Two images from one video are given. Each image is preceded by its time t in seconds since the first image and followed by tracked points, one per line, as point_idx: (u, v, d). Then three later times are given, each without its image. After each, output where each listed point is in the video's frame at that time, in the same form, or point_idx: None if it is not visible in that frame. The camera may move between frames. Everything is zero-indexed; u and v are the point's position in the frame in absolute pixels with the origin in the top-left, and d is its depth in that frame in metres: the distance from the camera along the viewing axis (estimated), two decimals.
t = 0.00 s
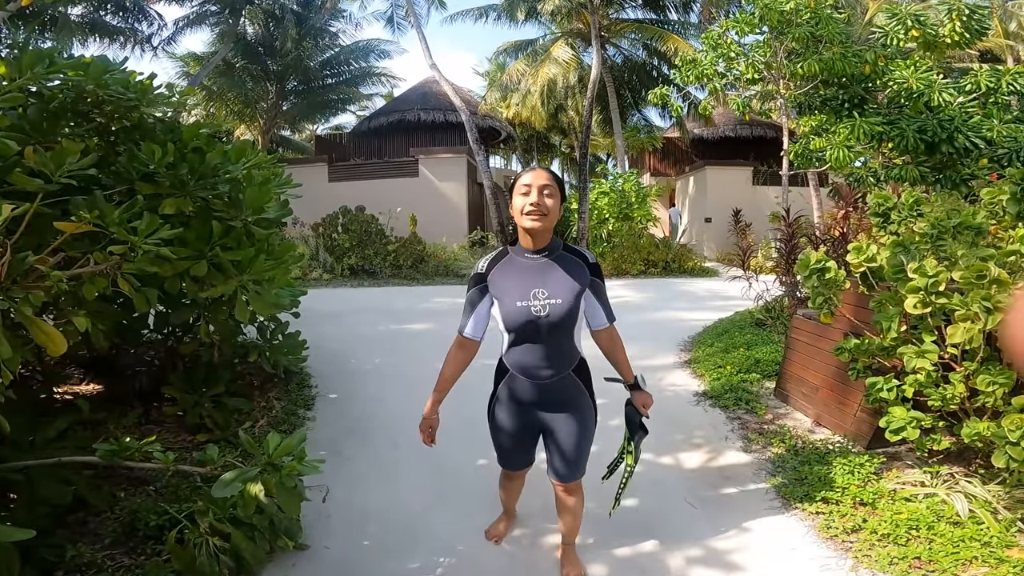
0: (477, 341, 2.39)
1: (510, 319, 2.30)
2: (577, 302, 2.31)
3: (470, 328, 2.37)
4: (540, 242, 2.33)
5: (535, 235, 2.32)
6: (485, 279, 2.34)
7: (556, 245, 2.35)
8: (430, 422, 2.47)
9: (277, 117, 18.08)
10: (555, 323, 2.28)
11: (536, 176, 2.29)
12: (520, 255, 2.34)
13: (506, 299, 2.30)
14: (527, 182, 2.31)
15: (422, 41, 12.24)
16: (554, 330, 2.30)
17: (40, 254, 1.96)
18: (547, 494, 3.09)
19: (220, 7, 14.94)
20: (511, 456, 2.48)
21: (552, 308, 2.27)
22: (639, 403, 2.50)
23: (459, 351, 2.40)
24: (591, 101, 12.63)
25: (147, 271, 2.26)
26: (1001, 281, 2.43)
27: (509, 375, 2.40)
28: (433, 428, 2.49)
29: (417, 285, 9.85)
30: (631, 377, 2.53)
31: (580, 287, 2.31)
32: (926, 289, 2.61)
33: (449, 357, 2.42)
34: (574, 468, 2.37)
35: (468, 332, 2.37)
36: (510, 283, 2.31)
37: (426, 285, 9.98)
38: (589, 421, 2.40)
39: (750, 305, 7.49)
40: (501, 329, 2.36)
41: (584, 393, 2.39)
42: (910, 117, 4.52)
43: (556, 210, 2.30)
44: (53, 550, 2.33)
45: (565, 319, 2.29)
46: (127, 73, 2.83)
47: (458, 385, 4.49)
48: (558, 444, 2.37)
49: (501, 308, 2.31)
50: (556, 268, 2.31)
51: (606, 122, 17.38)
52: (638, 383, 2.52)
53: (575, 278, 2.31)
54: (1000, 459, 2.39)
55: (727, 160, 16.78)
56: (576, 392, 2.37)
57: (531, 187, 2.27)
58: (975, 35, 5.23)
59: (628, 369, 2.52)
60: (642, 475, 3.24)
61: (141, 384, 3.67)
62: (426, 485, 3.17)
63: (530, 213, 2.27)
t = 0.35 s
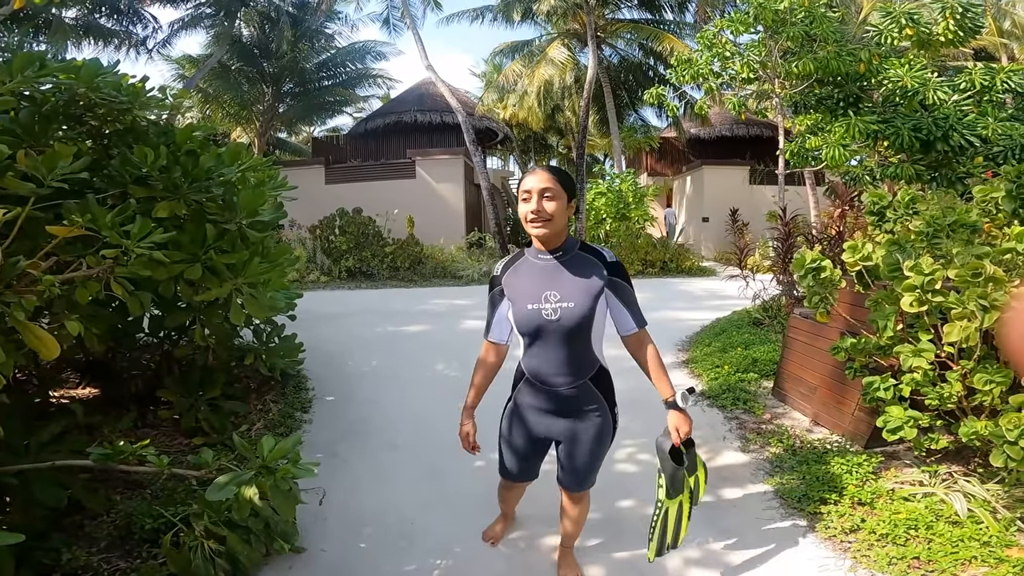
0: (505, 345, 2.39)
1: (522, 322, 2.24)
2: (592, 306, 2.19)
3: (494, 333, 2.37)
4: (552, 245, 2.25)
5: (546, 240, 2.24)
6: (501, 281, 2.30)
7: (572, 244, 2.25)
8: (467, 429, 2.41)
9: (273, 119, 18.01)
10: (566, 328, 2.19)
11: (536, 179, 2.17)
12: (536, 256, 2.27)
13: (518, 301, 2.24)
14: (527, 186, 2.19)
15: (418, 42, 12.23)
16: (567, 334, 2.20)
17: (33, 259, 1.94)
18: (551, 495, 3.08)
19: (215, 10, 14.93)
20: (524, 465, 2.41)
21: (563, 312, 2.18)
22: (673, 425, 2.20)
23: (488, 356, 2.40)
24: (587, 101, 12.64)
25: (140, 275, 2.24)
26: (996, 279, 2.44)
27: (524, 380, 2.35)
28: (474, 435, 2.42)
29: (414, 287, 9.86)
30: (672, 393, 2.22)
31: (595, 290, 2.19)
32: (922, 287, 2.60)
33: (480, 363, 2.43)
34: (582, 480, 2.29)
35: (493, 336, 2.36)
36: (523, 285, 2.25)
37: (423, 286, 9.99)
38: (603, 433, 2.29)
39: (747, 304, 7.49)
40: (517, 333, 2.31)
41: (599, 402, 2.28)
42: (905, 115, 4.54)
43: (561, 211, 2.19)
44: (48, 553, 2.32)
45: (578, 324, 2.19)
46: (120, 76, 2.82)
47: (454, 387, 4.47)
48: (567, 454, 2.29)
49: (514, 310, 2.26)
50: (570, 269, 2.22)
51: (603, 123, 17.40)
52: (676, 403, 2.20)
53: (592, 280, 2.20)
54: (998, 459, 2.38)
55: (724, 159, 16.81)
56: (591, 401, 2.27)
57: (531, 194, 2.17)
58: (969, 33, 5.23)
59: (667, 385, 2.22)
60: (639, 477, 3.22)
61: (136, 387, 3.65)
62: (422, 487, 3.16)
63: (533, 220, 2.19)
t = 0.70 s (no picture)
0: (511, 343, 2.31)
1: (537, 321, 2.19)
2: (610, 308, 2.14)
3: (501, 330, 2.29)
4: (568, 247, 2.20)
5: (563, 244, 2.19)
6: (516, 278, 2.24)
7: (590, 245, 2.20)
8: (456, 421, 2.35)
9: (272, 118, 18.21)
10: (583, 329, 2.14)
11: (551, 184, 2.12)
12: (552, 255, 2.21)
13: (533, 299, 2.19)
14: (542, 191, 2.15)
15: (418, 41, 12.21)
16: (584, 335, 2.15)
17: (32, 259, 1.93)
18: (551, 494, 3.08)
19: (214, 9, 14.90)
20: (528, 470, 2.32)
21: (581, 312, 2.13)
22: (672, 440, 2.09)
23: (493, 355, 2.32)
24: (587, 100, 12.57)
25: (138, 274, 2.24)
26: (996, 277, 2.44)
27: (533, 380, 2.28)
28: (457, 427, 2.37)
29: (415, 286, 9.85)
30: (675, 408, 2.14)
31: (613, 292, 2.14)
32: (922, 285, 2.59)
33: (480, 360, 2.34)
34: (591, 483, 2.25)
35: (499, 333, 2.28)
36: (539, 283, 2.19)
37: (424, 285, 9.98)
38: (614, 436, 2.25)
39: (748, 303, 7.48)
40: (530, 332, 2.25)
41: (610, 406, 2.23)
42: (905, 114, 4.54)
43: (577, 215, 2.14)
44: (48, 553, 2.32)
45: (595, 325, 2.14)
46: (118, 75, 2.81)
47: (454, 387, 4.47)
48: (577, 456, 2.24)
49: (528, 308, 2.20)
50: (588, 269, 2.17)
51: (603, 121, 17.39)
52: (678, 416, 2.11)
53: (610, 281, 2.15)
54: (999, 458, 2.37)
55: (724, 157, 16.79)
56: (604, 404, 2.22)
57: (545, 199, 2.13)
58: (969, 32, 5.23)
59: (671, 399, 2.16)
60: (639, 477, 3.20)
61: (135, 387, 3.65)
62: (421, 487, 3.15)
63: (548, 224, 2.15)
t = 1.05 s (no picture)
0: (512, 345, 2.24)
1: (543, 320, 2.15)
2: (614, 306, 2.16)
3: (504, 331, 2.21)
4: (570, 246, 2.19)
5: (567, 244, 2.18)
6: (517, 277, 2.19)
7: (593, 243, 2.20)
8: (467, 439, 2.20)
9: (272, 114, 18.08)
10: (589, 328, 2.13)
11: (555, 184, 2.10)
12: (554, 255, 2.19)
13: (538, 299, 2.16)
14: (546, 191, 2.14)
15: (419, 38, 12.17)
16: (591, 333, 2.14)
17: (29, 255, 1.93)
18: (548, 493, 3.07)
19: (214, 5, 14.86)
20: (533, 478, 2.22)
21: (587, 311, 2.13)
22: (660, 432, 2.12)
23: (494, 359, 2.23)
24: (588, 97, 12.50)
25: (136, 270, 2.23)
26: (997, 276, 2.44)
27: (535, 383, 2.24)
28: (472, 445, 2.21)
29: (414, 283, 9.84)
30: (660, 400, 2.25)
31: (617, 291, 2.16)
32: (923, 284, 2.58)
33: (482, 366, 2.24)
34: (592, 481, 2.27)
35: (502, 335, 2.21)
36: (544, 282, 2.16)
37: (423, 282, 9.97)
38: (617, 433, 2.26)
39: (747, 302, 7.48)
40: (533, 332, 2.21)
41: (612, 403, 2.23)
42: (906, 113, 4.53)
43: (580, 215, 2.14)
44: (45, 550, 2.32)
45: (601, 324, 2.14)
46: (117, 71, 2.80)
47: (453, 384, 4.47)
48: (584, 456, 2.22)
49: (533, 308, 2.17)
50: (592, 268, 2.17)
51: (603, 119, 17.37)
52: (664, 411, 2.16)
53: (614, 280, 2.17)
54: (997, 458, 2.37)
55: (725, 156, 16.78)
56: (609, 402, 2.22)
57: (548, 199, 2.12)
58: (971, 32, 5.21)
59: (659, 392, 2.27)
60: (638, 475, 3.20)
61: (133, 384, 3.65)
62: (419, 484, 3.16)
63: (551, 226, 2.14)
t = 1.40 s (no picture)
0: (514, 346, 2.23)
1: (538, 321, 2.15)
2: (608, 304, 2.16)
3: (504, 333, 2.21)
4: (561, 247, 2.18)
5: (558, 243, 2.18)
6: (513, 279, 2.19)
7: (585, 243, 2.21)
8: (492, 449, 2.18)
9: (273, 114, 18.06)
10: (584, 327, 2.13)
11: (546, 181, 2.10)
12: (547, 255, 2.19)
13: (533, 299, 2.15)
14: (537, 188, 2.13)
15: (419, 38, 12.16)
16: (585, 332, 2.14)
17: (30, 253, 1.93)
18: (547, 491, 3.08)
19: (215, 5, 14.85)
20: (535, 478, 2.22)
21: (581, 310, 2.13)
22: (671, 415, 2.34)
23: (496, 360, 2.23)
24: (589, 96, 12.44)
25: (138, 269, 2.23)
26: (999, 275, 2.43)
27: (533, 382, 2.23)
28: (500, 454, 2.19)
29: (414, 282, 9.83)
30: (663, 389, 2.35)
31: (611, 289, 2.16)
32: (925, 283, 2.58)
33: (491, 367, 2.24)
34: (593, 478, 2.27)
35: (502, 337, 2.20)
36: (537, 282, 2.16)
37: (423, 281, 9.96)
38: (616, 431, 2.26)
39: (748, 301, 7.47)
40: (530, 333, 2.20)
41: (611, 400, 2.24)
42: (908, 113, 4.52)
43: (570, 214, 2.14)
44: (46, 549, 2.32)
45: (595, 323, 2.14)
46: (119, 70, 2.79)
47: (454, 382, 4.47)
48: (585, 454, 2.22)
49: (528, 309, 2.16)
50: (585, 268, 2.17)
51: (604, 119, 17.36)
52: (670, 395, 2.35)
53: (607, 279, 2.17)
54: (999, 457, 2.37)
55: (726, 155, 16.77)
56: (606, 400, 2.22)
57: (540, 197, 2.12)
58: (973, 31, 5.20)
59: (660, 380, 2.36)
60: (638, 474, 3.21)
61: (134, 382, 3.66)
62: (419, 483, 3.16)
63: (542, 224, 2.15)
